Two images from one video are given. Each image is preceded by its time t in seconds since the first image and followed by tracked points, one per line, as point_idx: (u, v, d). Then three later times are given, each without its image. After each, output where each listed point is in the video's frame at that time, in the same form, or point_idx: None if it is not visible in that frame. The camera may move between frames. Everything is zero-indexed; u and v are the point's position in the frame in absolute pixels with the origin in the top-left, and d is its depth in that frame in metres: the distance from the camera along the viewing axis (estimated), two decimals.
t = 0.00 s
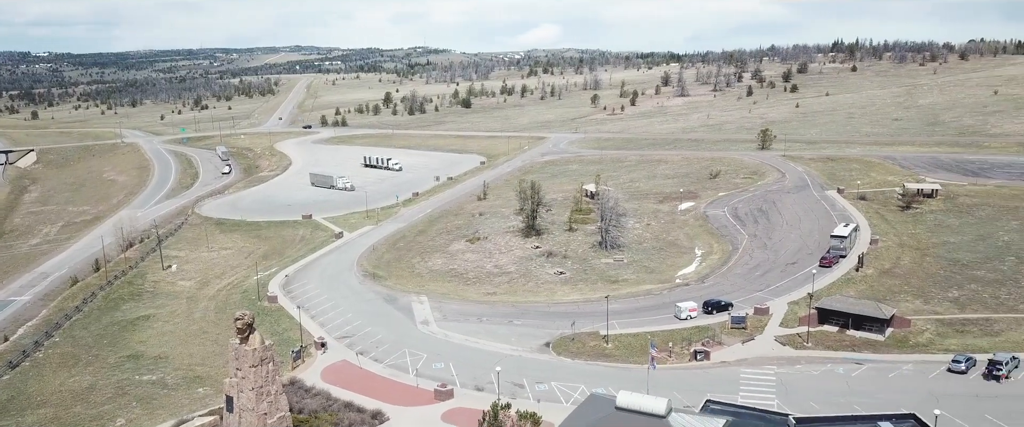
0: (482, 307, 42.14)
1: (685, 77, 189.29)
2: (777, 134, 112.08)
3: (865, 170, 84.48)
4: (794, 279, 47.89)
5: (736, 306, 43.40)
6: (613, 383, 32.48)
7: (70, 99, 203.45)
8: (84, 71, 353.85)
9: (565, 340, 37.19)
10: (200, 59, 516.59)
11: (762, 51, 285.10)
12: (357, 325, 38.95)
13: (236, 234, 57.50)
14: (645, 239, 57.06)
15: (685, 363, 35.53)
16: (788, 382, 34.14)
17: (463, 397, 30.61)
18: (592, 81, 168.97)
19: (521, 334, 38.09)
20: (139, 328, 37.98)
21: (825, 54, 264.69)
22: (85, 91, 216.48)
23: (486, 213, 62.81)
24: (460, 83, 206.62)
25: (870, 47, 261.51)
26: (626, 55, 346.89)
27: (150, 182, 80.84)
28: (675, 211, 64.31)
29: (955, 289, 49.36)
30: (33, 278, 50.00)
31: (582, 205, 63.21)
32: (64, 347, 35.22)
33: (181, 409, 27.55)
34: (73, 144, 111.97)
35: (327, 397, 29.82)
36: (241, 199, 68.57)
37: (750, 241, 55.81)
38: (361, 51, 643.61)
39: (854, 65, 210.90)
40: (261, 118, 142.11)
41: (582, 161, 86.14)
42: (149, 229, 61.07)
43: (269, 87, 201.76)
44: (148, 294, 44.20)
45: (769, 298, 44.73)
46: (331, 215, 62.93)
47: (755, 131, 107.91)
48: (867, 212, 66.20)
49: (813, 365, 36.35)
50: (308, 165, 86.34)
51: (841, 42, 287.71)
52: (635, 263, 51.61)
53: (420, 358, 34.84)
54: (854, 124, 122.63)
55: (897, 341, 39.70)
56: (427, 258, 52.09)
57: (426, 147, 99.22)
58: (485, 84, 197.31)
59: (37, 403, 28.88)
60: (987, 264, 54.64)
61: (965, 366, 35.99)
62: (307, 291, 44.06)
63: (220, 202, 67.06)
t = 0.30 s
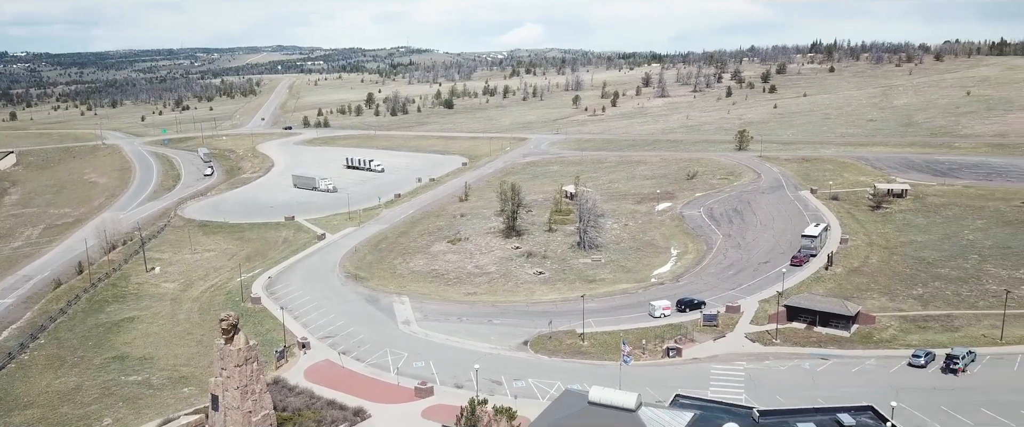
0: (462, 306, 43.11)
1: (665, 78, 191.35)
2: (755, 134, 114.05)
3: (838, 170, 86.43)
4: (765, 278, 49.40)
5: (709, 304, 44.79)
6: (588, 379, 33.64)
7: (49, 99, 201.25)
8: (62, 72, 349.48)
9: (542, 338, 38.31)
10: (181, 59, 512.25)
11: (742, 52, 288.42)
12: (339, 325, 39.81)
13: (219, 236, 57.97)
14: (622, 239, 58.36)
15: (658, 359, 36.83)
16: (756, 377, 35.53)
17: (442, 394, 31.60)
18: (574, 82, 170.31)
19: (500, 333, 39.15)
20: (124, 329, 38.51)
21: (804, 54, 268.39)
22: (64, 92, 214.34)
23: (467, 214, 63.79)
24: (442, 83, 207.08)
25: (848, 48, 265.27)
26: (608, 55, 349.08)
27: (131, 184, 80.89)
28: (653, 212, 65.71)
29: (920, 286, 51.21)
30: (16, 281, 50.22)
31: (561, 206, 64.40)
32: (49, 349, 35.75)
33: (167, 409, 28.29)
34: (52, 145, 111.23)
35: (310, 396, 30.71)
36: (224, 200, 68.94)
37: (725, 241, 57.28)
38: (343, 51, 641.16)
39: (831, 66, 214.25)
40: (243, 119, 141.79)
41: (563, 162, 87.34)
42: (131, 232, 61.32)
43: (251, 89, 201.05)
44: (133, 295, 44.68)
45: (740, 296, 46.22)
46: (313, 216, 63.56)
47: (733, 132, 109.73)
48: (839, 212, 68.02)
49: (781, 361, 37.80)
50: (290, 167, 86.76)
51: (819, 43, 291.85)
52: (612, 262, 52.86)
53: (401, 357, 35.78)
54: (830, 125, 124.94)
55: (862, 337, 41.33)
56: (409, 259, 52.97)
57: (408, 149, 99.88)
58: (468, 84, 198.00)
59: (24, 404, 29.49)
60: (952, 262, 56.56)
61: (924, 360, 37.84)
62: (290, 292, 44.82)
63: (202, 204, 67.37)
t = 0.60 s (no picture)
0: (439, 306, 44.09)
1: (643, 78, 193.54)
2: (729, 134, 116.21)
3: (809, 170, 88.61)
4: (735, 276, 50.99)
5: (680, 302, 46.24)
6: (561, 376, 34.83)
7: (22, 100, 198.50)
8: (35, 72, 344.39)
9: (518, 337, 39.44)
10: (157, 59, 506.50)
11: (719, 52, 292.24)
12: (319, 326, 40.60)
13: (198, 238, 58.32)
14: (597, 239, 59.70)
15: (629, 356, 38.18)
16: (723, 372, 36.99)
17: (420, 391, 32.59)
18: (552, 83, 171.73)
19: (477, 332, 40.21)
20: (105, 332, 38.96)
21: (779, 55, 272.50)
22: (38, 92, 211.49)
23: (445, 215, 64.69)
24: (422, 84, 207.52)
25: (823, 49, 269.43)
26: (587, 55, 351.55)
27: (109, 187, 80.71)
28: (628, 212, 67.14)
29: (882, 283, 53.11)
30: None
31: (538, 206, 65.58)
32: (30, 352, 36.16)
33: (149, 409, 28.95)
34: (27, 148, 110.18)
35: (290, 395, 31.54)
36: (202, 203, 69.17)
37: (696, 241, 58.85)
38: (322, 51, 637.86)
39: (806, 67, 217.97)
40: (221, 120, 141.28)
41: (540, 163, 88.57)
42: (110, 234, 61.43)
43: (229, 89, 199.94)
44: (113, 298, 45.05)
45: (710, 294, 47.74)
46: (293, 218, 64.09)
47: (707, 132, 111.72)
48: (808, 211, 70.01)
49: (747, 356, 39.32)
50: (269, 168, 86.99)
51: (794, 43, 296.64)
52: (587, 262, 54.14)
53: (379, 356, 36.70)
54: (802, 125, 127.49)
55: (825, 333, 42.99)
56: (388, 260, 53.84)
57: (388, 150, 100.52)
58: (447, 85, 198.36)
59: (7, 406, 29.99)
60: (914, 260, 58.64)
61: (883, 355, 39.62)
62: (270, 293, 45.47)
63: (181, 207, 67.56)
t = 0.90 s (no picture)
0: (415, 307, 45.03)
1: (619, 79, 195.68)
2: (701, 134, 118.32)
3: (777, 169, 90.82)
4: (703, 275, 52.63)
5: (649, 301, 47.74)
6: (533, 373, 35.97)
7: None
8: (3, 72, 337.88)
9: (492, 336, 40.53)
10: (130, 59, 499.44)
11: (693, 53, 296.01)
12: (296, 327, 41.33)
13: (175, 241, 58.55)
14: (571, 240, 61.05)
15: (600, 353, 39.54)
16: (689, 367, 38.46)
17: (395, 390, 33.54)
18: (528, 83, 172.99)
19: (452, 331, 41.23)
20: (83, 335, 39.34)
21: (752, 55, 276.72)
22: (7, 93, 208.03)
23: (421, 216, 65.52)
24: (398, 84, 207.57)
25: (795, 49, 273.75)
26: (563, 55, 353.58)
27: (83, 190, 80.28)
28: (601, 213, 68.57)
29: (845, 280, 55.10)
30: None
31: (513, 207, 66.74)
32: (8, 356, 36.49)
33: (128, 410, 29.55)
34: None
35: (269, 394, 32.34)
36: (178, 205, 69.27)
37: (667, 240, 60.47)
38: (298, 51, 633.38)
39: (778, 67, 221.73)
40: (196, 121, 140.42)
41: (516, 164, 89.66)
42: (85, 237, 61.38)
43: (204, 90, 198.39)
44: (90, 302, 45.31)
45: (678, 293, 49.35)
46: (269, 220, 64.49)
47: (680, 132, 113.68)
48: (775, 211, 72.01)
49: (713, 352, 40.86)
50: (245, 170, 87.10)
51: (767, 44, 301.43)
52: (560, 262, 55.42)
53: (356, 356, 37.56)
54: (773, 125, 130.14)
55: (788, 329, 44.77)
56: (365, 261, 54.62)
57: (364, 151, 100.98)
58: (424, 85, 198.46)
59: None
60: (876, 258, 60.79)
61: (842, 349, 41.40)
62: (247, 295, 46.04)
63: (157, 209, 67.64)
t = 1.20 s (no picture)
0: (391, 308, 45.90)
1: (595, 80, 197.68)
2: (675, 135, 120.33)
3: (748, 168, 92.88)
4: (672, 274, 54.20)
5: (620, 300, 49.19)
6: (507, 371, 37.08)
7: None
8: None
9: (467, 335, 41.60)
10: (102, 59, 492.09)
11: (669, 53, 299.44)
12: (274, 329, 42.02)
13: (151, 244, 58.72)
14: (545, 241, 62.30)
15: (571, 351, 40.82)
16: (658, 364, 39.86)
17: (371, 388, 34.46)
18: (505, 85, 174.12)
19: (428, 331, 42.22)
20: (61, 338, 39.66)
21: (726, 56, 280.69)
22: None
23: (398, 218, 66.31)
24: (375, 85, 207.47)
25: (768, 49, 277.94)
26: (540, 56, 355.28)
27: (58, 193, 79.85)
28: (574, 215, 69.92)
29: (809, 278, 56.98)
30: None
31: (488, 209, 67.79)
32: None
33: (108, 411, 30.16)
34: None
35: (247, 394, 33.12)
36: (154, 208, 69.31)
37: (639, 240, 61.97)
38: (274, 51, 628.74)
39: (751, 67, 225.22)
40: (171, 123, 139.45)
41: (492, 165, 90.68)
42: (60, 241, 61.27)
43: (178, 91, 196.69)
44: (68, 305, 45.54)
45: (648, 292, 50.90)
46: (246, 223, 64.83)
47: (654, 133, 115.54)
48: (744, 211, 73.86)
49: (680, 349, 42.34)
50: (221, 172, 87.16)
51: (741, 45, 305.87)
52: (534, 262, 56.66)
53: (333, 356, 38.39)
54: (745, 124, 132.68)
55: (753, 326, 46.43)
56: (341, 263, 55.31)
57: (341, 153, 101.29)
58: (400, 86, 198.55)
59: None
60: (840, 256, 62.84)
61: (804, 345, 43.13)
62: (225, 297, 46.60)
63: (133, 213, 67.67)
